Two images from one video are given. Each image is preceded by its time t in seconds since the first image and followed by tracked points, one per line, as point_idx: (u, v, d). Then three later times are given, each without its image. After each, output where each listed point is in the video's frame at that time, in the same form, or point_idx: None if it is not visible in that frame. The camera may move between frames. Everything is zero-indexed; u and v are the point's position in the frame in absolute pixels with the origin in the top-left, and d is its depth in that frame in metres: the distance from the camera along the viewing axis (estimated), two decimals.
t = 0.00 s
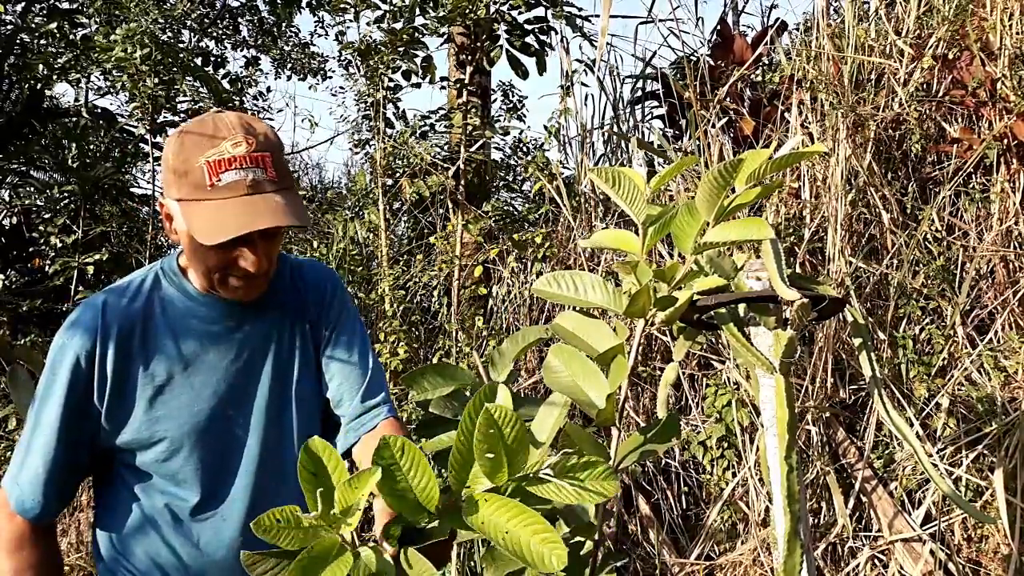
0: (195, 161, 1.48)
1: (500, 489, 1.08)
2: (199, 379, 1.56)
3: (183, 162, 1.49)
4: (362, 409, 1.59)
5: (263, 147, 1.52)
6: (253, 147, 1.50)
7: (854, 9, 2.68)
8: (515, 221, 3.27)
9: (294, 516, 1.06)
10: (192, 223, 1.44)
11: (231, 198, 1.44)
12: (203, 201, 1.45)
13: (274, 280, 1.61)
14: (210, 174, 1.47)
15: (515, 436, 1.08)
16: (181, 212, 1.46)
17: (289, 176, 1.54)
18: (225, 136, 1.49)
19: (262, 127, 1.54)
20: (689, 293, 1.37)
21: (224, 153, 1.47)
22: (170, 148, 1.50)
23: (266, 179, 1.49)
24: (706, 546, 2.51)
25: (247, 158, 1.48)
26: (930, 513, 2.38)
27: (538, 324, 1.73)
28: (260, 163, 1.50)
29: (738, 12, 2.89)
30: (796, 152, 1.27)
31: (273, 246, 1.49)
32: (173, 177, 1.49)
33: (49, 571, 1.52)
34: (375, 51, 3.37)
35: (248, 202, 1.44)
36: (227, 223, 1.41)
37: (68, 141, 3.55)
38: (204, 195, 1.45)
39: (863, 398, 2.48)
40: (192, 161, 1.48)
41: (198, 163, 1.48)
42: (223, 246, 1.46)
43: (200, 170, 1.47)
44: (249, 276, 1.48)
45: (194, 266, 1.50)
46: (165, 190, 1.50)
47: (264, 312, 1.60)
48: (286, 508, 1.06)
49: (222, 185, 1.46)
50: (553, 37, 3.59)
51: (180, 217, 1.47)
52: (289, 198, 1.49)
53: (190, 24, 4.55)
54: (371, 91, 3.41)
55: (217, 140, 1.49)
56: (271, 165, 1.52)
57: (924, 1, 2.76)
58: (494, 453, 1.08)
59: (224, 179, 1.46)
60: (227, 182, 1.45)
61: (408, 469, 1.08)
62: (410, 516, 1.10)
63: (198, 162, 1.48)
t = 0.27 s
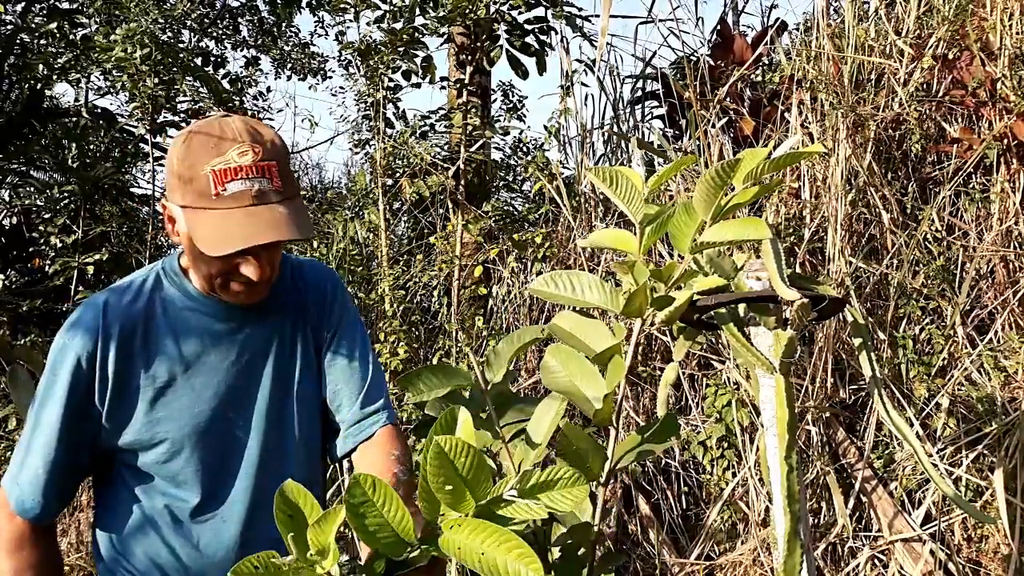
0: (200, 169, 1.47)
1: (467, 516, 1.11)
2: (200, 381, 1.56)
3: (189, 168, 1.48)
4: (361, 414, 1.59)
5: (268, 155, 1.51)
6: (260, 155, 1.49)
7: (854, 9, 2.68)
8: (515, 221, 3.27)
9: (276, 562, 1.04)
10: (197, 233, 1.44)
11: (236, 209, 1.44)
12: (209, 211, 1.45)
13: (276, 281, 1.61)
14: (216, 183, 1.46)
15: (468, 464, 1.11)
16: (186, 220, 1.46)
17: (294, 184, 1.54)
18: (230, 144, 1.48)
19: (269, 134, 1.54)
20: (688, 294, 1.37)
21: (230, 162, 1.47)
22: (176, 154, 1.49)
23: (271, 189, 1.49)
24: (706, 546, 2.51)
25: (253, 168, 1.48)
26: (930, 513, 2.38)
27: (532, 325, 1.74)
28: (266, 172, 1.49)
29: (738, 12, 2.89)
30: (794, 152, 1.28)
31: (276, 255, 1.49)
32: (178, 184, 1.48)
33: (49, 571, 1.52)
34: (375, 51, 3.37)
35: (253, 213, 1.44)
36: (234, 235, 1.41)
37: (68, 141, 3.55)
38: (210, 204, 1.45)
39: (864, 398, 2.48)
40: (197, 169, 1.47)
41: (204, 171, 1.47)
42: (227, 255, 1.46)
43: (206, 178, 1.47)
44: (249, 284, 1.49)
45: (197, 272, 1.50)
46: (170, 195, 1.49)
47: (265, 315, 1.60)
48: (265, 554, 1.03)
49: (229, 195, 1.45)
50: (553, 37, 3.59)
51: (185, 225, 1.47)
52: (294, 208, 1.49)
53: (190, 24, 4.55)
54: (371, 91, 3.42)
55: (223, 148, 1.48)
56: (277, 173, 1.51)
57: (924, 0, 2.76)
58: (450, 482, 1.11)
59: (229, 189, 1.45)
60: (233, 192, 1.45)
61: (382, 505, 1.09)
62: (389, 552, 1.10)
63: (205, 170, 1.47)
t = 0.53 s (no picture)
0: (212, 176, 1.36)
1: None
2: (206, 387, 1.52)
3: (201, 175, 1.37)
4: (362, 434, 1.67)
5: (284, 163, 1.42)
6: (275, 163, 1.40)
7: (854, 9, 2.69)
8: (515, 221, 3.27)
9: None
10: (208, 243, 1.33)
11: (251, 219, 1.33)
12: (221, 220, 1.34)
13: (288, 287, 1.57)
14: (229, 192, 1.36)
15: None
16: (197, 229, 1.35)
17: (309, 193, 1.44)
18: (245, 150, 1.38)
19: (284, 140, 1.45)
20: (687, 294, 1.38)
21: (245, 170, 1.37)
22: (187, 159, 1.39)
23: (286, 199, 1.39)
24: (706, 545, 2.51)
25: (268, 176, 1.38)
26: (930, 513, 2.38)
27: (530, 325, 1.76)
28: (281, 180, 1.39)
29: (738, 12, 2.90)
30: (782, 148, 1.29)
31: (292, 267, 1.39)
32: (188, 190, 1.38)
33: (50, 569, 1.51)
34: (376, 51, 3.37)
35: (267, 225, 1.34)
36: (247, 247, 1.31)
37: (69, 141, 3.53)
38: (222, 214, 1.35)
39: (863, 398, 2.48)
40: (210, 175, 1.36)
41: (217, 177, 1.36)
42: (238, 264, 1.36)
43: (217, 185, 1.36)
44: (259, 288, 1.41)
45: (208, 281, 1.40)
46: (181, 202, 1.39)
47: (274, 324, 1.55)
48: None
49: (242, 204, 1.35)
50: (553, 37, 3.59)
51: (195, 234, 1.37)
52: (311, 220, 1.39)
53: (190, 24, 4.55)
54: (371, 91, 3.42)
55: (237, 155, 1.38)
56: (292, 182, 1.41)
57: (924, 1, 2.76)
58: None
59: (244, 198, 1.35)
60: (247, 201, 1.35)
61: None
62: None
63: (217, 176, 1.36)
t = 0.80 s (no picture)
0: (257, 203, 1.31)
1: None
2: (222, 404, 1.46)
3: (244, 200, 1.31)
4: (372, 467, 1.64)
5: (328, 191, 1.35)
6: (320, 192, 1.33)
7: (855, 9, 2.68)
8: (515, 221, 3.27)
9: None
10: (246, 272, 1.29)
11: (293, 254, 1.28)
12: (261, 249, 1.29)
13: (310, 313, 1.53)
14: (272, 221, 1.30)
15: None
16: (237, 256, 1.31)
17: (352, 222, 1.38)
18: (290, 178, 1.32)
19: (330, 166, 1.37)
20: (689, 294, 1.37)
21: (289, 199, 1.31)
22: (231, 179, 1.33)
23: (329, 229, 1.33)
24: (706, 546, 2.50)
25: (312, 206, 1.32)
26: (930, 513, 2.38)
27: (531, 325, 1.73)
28: (325, 211, 1.33)
29: (738, 12, 2.89)
30: (794, 152, 1.29)
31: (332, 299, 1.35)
32: (229, 213, 1.32)
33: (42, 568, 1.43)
34: (375, 51, 3.37)
35: (309, 260, 1.29)
36: (286, 281, 1.26)
37: (68, 140, 3.54)
38: (264, 243, 1.30)
39: (864, 398, 2.47)
40: (254, 202, 1.31)
41: (261, 205, 1.31)
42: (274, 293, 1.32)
43: (260, 212, 1.31)
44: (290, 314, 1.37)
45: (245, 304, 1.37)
46: (222, 222, 1.34)
47: (296, 347, 1.50)
48: None
49: (283, 234, 1.30)
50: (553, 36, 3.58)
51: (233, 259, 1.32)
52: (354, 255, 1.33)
53: (189, 24, 4.55)
54: (371, 91, 3.42)
55: (281, 181, 1.32)
56: (336, 211, 1.35)
57: (925, 0, 2.76)
58: None
59: (287, 229, 1.30)
60: (291, 233, 1.30)
61: None
62: None
63: (260, 203, 1.31)
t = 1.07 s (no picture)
0: (295, 220, 1.30)
1: None
2: (236, 413, 1.44)
3: (282, 216, 1.31)
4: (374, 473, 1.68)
5: (364, 213, 1.35)
6: (357, 213, 1.33)
7: (855, 9, 2.68)
8: (515, 221, 3.27)
9: None
10: (279, 288, 1.28)
11: (328, 273, 1.28)
12: (295, 267, 1.29)
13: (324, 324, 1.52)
14: (309, 239, 1.30)
15: None
16: (271, 271, 1.30)
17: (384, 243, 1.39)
18: (330, 198, 1.31)
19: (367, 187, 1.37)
20: (688, 294, 1.37)
21: (327, 219, 1.31)
22: (270, 193, 1.32)
23: (363, 250, 1.33)
24: (706, 546, 2.50)
25: (349, 226, 1.32)
26: (930, 513, 2.38)
27: (529, 326, 1.74)
28: (361, 233, 1.33)
29: (738, 12, 2.89)
30: (788, 149, 1.30)
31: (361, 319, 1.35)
32: (264, 227, 1.32)
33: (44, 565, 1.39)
34: (375, 51, 3.37)
35: (343, 281, 1.28)
36: (320, 300, 1.26)
37: (68, 140, 3.51)
38: (299, 260, 1.29)
39: (864, 398, 2.47)
40: (292, 219, 1.30)
41: (299, 222, 1.30)
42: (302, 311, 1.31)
43: (297, 230, 1.30)
44: (314, 330, 1.37)
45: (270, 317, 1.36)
46: (256, 235, 1.33)
47: (313, 360, 1.49)
48: None
49: (319, 253, 1.29)
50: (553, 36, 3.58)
51: (265, 274, 1.31)
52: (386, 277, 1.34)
53: (189, 24, 4.55)
54: (371, 91, 3.41)
55: (321, 201, 1.32)
56: (371, 232, 1.35)
57: (925, 0, 2.75)
58: None
59: (323, 248, 1.30)
60: (326, 252, 1.29)
61: None
62: None
63: (298, 221, 1.30)
